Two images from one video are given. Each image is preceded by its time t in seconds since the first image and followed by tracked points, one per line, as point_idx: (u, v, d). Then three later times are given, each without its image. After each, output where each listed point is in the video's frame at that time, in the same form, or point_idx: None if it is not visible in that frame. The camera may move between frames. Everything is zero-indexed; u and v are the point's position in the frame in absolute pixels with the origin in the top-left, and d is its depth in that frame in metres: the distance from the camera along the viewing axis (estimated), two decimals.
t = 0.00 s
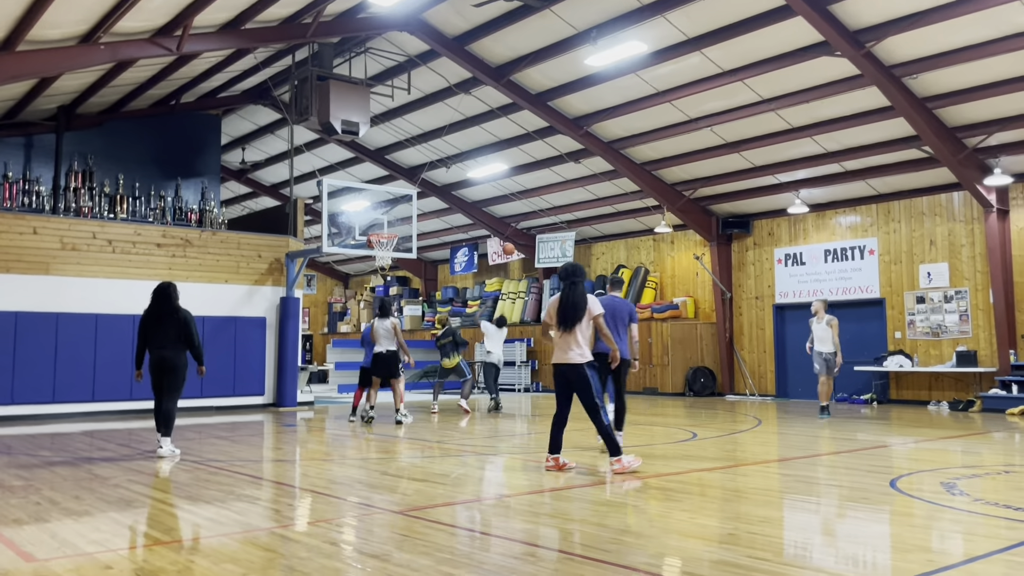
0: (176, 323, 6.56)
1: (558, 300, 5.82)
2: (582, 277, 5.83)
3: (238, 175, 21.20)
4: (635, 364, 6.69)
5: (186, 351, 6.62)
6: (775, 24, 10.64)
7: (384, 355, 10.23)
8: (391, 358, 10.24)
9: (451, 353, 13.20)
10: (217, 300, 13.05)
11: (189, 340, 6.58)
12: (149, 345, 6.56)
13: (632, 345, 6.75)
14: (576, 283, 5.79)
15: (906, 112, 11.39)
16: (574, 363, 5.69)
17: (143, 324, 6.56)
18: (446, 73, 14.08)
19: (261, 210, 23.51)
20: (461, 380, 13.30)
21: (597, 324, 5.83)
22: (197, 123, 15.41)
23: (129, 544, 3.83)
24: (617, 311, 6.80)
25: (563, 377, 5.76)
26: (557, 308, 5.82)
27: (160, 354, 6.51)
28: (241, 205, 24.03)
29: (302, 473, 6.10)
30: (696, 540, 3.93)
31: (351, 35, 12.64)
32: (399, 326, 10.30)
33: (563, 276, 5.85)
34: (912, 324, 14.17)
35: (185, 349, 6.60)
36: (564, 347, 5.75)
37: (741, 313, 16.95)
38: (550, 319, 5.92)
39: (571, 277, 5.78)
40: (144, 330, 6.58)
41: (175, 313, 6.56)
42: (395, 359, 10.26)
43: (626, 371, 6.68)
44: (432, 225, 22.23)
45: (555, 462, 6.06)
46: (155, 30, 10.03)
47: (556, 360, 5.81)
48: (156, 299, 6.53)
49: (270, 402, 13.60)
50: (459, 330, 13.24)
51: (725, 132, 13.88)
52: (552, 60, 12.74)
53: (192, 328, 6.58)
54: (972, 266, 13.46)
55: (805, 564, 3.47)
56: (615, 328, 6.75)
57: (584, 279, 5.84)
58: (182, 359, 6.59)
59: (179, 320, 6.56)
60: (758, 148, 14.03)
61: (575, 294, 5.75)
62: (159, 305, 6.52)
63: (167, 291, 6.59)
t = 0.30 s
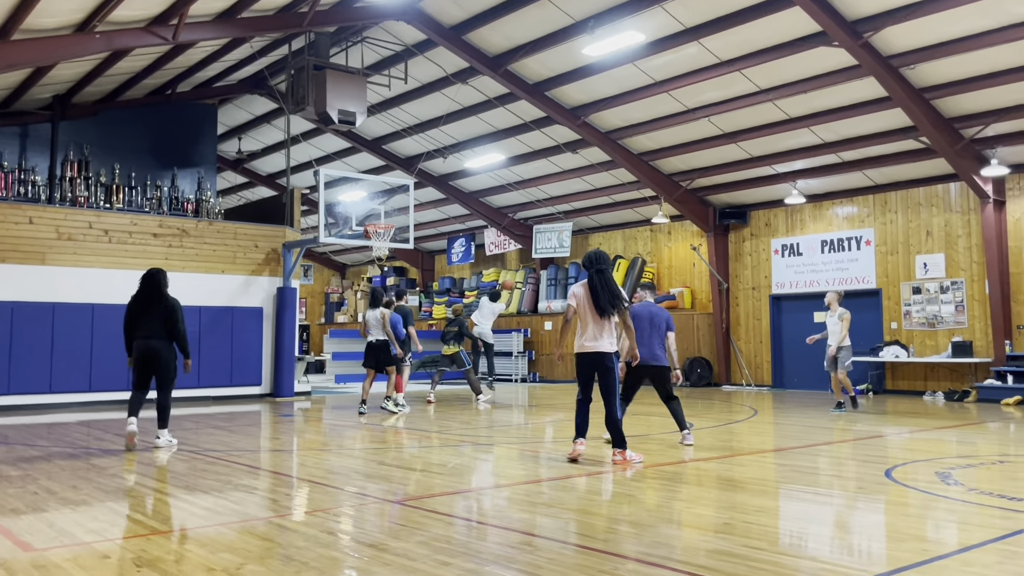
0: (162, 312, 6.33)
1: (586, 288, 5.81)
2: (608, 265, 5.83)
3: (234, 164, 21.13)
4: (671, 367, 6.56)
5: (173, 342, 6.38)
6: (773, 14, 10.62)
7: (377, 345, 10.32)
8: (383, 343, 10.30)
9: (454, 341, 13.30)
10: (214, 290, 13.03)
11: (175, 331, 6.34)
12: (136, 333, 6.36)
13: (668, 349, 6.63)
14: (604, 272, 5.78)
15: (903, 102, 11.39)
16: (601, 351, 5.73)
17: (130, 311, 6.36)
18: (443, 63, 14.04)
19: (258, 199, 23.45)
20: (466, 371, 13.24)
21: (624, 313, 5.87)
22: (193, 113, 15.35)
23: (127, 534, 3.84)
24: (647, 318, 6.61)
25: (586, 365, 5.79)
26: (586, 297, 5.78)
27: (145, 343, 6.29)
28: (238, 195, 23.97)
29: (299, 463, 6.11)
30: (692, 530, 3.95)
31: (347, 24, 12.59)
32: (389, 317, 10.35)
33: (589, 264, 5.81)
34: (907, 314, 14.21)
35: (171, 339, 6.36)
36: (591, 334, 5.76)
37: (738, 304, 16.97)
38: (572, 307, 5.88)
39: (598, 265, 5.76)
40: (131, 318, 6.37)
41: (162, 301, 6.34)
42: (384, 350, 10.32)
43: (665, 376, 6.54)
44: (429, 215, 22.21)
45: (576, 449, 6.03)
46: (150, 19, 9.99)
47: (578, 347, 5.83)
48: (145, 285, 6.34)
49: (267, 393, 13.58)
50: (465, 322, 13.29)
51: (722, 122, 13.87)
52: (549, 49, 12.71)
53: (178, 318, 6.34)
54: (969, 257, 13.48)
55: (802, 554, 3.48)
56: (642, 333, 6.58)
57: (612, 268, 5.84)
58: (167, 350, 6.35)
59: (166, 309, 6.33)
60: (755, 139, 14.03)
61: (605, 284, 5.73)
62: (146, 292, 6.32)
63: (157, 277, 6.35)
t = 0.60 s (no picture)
0: (141, 303, 6.01)
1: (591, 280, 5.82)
2: (613, 258, 5.87)
3: (231, 156, 21.09)
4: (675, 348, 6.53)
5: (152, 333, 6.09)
6: (770, 5, 10.61)
7: (378, 336, 10.34)
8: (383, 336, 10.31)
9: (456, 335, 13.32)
10: (211, 282, 13.02)
11: (154, 323, 6.04)
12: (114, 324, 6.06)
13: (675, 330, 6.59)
14: (610, 264, 5.81)
15: (901, 94, 11.39)
16: (606, 342, 5.72)
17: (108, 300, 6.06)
18: (440, 54, 14.00)
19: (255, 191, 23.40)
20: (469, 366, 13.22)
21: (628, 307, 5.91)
22: (190, 104, 15.32)
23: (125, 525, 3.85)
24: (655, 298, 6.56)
25: (591, 355, 5.74)
26: (593, 288, 5.77)
27: (122, 334, 6.01)
28: (235, 186, 23.93)
29: (297, 454, 6.11)
30: (689, 520, 3.96)
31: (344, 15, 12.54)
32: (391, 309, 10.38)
33: (594, 256, 5.83)
34: (905, 306, 14.23)
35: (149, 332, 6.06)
36: (596, 325, 5.73)
37: (735, 295, 16.99)
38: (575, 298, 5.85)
39: (605, 257, 5.79)
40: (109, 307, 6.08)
41: (140, 291, 6.01)
42: (384, 340, 10.33)
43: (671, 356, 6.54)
44: (427, 207, 22.18)
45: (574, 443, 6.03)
46: (146, 10, 9.95)
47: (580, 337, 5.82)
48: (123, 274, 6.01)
49: (265, 384, 13.57)
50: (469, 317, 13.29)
51: (720, 114, 13.85)
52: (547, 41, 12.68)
53: (157, 310, 6.02)
54: (966, 248, 13.48)
55: (798, 543, 3.49)
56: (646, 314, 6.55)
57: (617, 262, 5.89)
58: (145, 342, 6.05)
59: (144, 299, 6.01)
60: (752, 131, 14.02)
61: (611, 276, 5.76)
62: (124, 282, 5.99)
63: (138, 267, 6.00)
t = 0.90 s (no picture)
0: (131, 293, 5.82)
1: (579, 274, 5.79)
2: (598, 250, 5.86)
3: (230, 150, 21.05)
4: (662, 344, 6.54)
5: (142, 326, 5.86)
6: None
7: (377, 329, 10.35)
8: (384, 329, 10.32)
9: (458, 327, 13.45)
10: (210, 275, 13.01)
11: (144, 314, 5.82)
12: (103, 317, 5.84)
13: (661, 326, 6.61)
14: (597, 256, 5.80)
15: (900, 85, 11.36)
16: (600, 335, 5.73)
17: (96, 292, 5.88)
18: (439, 46, 13.96)
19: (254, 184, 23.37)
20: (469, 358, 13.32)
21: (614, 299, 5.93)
22: (188, 97, 15.27)
23: (127, 518, 3.85)
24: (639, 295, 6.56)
25: (584, 348, 5.74)
26: (584, 282, 5.73)
27: (109, 328, 5.77)
28: (234, 180, 23.90)
29: (298, 447, 6.12)
30: (689, 511, 3.97)
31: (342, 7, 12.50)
32: (390, 302, 10.41)
33: (581, 249, 5.78)
34: (904, 297, 14.24)
35: (138, 325, 5.83)
36: (587, 319, 5.74)
37: (734, 287, 17.00)
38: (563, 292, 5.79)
39: (592, 250, 5.77)
40: (98, 300, 5.89)
41: (131, 281, 5.84)
42: (384, 333, 10.34)
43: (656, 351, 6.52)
44: (426, 200, 22.16)
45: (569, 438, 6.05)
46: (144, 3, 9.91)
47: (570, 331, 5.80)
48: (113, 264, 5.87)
49: (265, 377, 13.58)
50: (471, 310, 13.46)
51: (720, 105, 13.82)
52: (545, 32, 12.65)
53: (147, 300, 5.82)
54: (966, 240, 13.47)
55: (797, 534, 3.50)
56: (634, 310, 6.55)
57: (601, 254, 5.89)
58: (133, 334, 5.81)
59: (134, 290, 5.83)
60: (752, 122, 14.00)
61: (599, 268, 5.75)
62: (114, 271, 5.84)
63: (129, 258, 5.85)
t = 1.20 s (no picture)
0: (123, 291, 5.81)
1: (556, 270, 5.86)
2: (575, 245, 5.93)
3: (228, 145, 21.04)
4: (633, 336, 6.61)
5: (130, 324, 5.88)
6: None
7: (376, 323, 10.38)
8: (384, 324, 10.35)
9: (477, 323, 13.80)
10: (210, 271, 13.02)
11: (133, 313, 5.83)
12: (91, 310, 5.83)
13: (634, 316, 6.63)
14: (573, 251, 5.86)
15: (899, 78, 11.36)
16: (581, 329, 5.81)
17: (89, 284, 5.86)
18: (437, 40, 13.94)
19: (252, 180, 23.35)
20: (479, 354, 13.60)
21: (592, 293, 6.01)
22: (186, 93, 15.25)
23: (128, 514, 3.87)
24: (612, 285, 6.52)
25: (568, 343, 5.82)
26: (561, 277, 5.80)
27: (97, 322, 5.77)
28: (232, 175, 23.87)
29: (298, 443, 6.13)
30: (688, 504, 3.98)
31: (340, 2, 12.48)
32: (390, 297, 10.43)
33: (557, 245, 5.85)
34: (903, 290, 14.25)
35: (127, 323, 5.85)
36: (567, 313, 5.81)
37: (733, 280, 17.02)
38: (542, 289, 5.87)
39: (568, 245, 5.83)
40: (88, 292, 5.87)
41: (125, 279, 5.82)
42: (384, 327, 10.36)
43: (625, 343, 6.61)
44: (425, 195, 22.14)
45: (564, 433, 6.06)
46: None
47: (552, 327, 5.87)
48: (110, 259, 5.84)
49: (265, 373, 13.60)
50: (490, 305, 13.73)
51: (718, 99, 13.82)
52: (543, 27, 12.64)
53: (139, 301, 5.83)
54: (964, 232, 13.47)
55: (796, 526, 3.52)
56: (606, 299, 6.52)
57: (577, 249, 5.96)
58: (120, 332, 5.82)
59: (127, 288, 5.82)
60: (750, 116, 14.00)
61: (575, 263, 5.83)
62: (109, 267, 5.81)
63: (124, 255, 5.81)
